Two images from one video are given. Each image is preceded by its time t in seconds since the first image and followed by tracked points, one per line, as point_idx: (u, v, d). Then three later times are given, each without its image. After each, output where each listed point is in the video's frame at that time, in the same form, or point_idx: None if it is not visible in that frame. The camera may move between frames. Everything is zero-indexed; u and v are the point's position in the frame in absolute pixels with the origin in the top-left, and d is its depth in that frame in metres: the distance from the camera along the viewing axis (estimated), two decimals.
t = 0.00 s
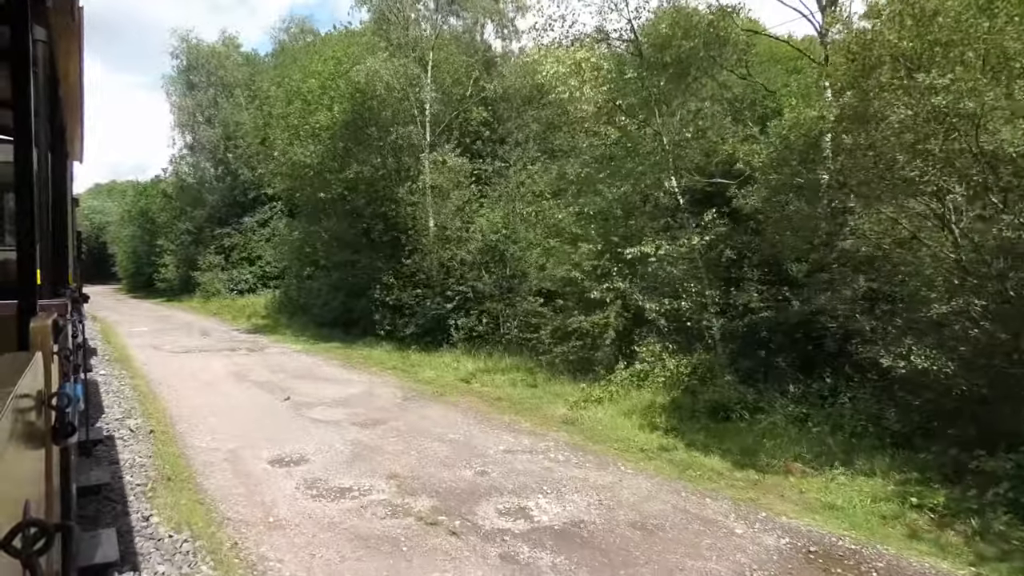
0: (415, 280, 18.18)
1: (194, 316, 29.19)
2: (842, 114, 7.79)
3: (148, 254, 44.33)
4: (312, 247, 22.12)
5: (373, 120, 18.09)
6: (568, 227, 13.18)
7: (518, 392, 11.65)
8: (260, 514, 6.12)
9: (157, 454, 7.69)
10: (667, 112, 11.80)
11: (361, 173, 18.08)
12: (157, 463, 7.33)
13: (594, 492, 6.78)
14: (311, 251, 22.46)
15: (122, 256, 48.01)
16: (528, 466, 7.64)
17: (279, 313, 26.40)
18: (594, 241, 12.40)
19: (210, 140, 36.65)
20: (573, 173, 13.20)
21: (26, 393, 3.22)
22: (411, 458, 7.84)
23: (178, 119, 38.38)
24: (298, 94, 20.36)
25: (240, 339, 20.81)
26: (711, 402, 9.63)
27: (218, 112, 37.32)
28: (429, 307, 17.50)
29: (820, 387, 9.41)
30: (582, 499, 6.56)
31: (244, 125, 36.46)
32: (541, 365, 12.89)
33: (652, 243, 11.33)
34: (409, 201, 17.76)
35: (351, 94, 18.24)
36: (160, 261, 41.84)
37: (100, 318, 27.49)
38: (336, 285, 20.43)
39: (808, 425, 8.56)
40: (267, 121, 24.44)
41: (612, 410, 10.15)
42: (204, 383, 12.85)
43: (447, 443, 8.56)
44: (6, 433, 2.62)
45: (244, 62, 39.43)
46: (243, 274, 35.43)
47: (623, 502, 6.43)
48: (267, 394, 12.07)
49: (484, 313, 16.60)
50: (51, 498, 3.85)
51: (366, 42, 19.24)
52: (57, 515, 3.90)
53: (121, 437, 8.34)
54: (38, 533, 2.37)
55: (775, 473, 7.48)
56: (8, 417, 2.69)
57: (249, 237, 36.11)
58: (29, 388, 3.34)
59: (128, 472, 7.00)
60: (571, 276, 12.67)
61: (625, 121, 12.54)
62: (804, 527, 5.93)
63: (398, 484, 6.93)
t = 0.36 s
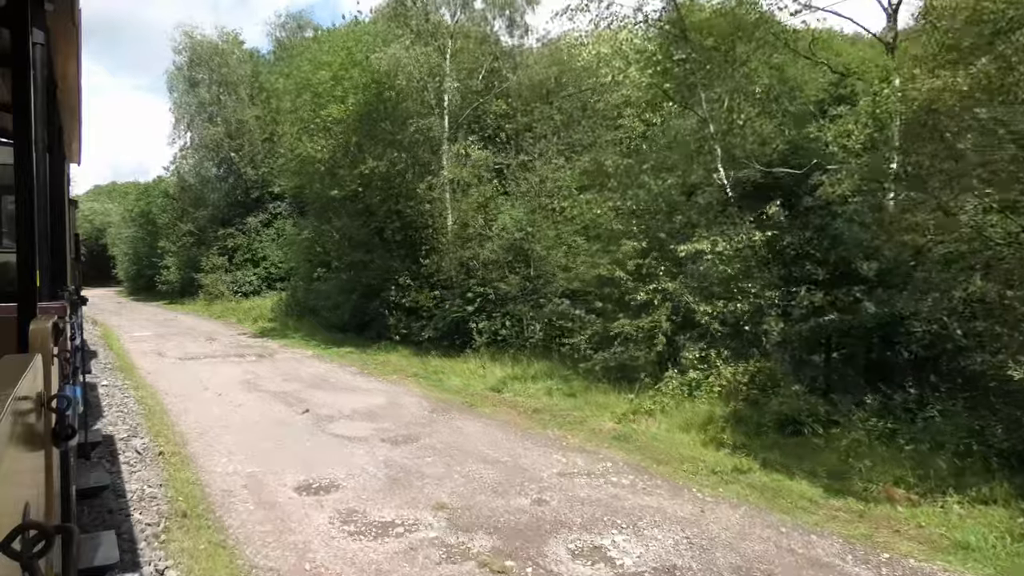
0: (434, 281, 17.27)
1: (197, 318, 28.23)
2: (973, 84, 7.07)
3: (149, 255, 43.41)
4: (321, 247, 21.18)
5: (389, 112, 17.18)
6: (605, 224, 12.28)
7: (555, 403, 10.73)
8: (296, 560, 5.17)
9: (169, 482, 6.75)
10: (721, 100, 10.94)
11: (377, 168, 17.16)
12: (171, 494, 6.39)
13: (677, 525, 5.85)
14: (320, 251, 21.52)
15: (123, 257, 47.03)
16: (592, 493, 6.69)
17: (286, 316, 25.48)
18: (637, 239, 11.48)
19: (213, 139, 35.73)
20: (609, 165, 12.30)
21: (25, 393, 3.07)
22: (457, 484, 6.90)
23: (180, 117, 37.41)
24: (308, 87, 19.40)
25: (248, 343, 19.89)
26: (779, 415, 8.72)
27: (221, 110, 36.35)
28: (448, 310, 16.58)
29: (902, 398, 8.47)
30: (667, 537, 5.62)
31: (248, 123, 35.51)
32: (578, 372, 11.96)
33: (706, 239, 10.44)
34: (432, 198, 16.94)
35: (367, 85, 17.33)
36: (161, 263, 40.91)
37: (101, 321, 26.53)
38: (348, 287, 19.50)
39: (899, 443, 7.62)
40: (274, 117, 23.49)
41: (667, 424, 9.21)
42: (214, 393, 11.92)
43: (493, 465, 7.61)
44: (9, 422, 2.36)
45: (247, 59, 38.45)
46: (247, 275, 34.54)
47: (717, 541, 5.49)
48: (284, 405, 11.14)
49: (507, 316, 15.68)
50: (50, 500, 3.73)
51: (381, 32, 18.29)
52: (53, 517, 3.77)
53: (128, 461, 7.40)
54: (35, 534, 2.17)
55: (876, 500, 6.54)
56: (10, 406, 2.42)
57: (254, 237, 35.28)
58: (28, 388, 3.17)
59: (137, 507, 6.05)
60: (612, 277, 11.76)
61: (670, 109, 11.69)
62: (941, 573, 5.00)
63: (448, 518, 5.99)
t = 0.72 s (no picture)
0: (454, 281, 16.34)
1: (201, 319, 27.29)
2: None
3: (151, 253, 42.47)
4: (331, 246, 20.20)
5: (410, 102, 16.24)
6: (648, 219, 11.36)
7: (600, 416, 9.79)
8: None
9: (185, 517, 5.81)
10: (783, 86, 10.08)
11: (395, 162, 16.22)
12: (187, 534, 5.46)
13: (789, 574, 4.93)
14: (330, 250, 20.54)
15: (124, 257, 46.16)
16: (674, 530, 5.77)
17: (293, 317, 24.54)
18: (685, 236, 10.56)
19: (217, 134, 34.79)
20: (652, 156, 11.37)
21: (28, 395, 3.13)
22: (514, 518, 5.97)
23: (183, 112, 36.48)
24: (319, 78, 18.44)
25: (256, 346, 18.95)
26: (862, 433, 7.79)
27: (225, 104, 35.43)
28: (470, 312, 15.67)
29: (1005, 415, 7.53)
30: None
31: (253, 118, 34.58)
32: (619, 382, 11.05)
33: (766, 234, 9.52)
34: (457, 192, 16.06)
35: (385, 74, 16.40)
36: (163, 261, 39.99)
37: (101, 322, 25.58)
38: (361, 288, 18.56)
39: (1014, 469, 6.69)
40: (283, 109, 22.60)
41: (733, 442, 8.28)
42: (227, 403, 10.98)
43: (550, 492, 6.69)
44: (11, 430, 2.34)
45: (252, 52, 37.55)
46: (252, 275, 33.63)
47: None
48: (302, 416, 10.21)
49: (535, 318, 14.86)
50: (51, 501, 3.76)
51: (399, 19, 17.42)
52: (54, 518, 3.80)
53: (136, 489, 6.47)
54: (38, 534, 2.19)
55: (1005, 539, 5.62)
56: (12, 414, 2.40)
57: (260, 236, 34.30)
58: (30, 390, 3.23)
59: (149, 552, 5.12)
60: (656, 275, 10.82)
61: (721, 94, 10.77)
62: None
63: (515, 563, 5.07)
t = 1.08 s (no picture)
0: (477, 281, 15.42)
1: (205, 322, 26.36)
2: None
3: (153, 253, 41.51)
4: (341, 245, 19.23)
5: (429, 92, 15.29)
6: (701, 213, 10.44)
7: (654, 430, 8.88)
8: None
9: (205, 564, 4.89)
10: (861, 68, 9.15)
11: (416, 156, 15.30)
12: None
13: None
14: (340, 249, 19.54)
15: (125, 258, 45.28)
16: None
17: (302, 319, 23.59)
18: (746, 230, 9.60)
19: (221, 130, 33.84)
20: (702, 144, 10.45)
21: (27, 395, 3.29)
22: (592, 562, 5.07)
23: (185, 109, 35.58)
24: (330, 67, 17.47)
25: (265, 350, 18.05)
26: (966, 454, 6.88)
27: (229, 100, 34.52)
28: (494, 314, 14.72)
29: None
30: None
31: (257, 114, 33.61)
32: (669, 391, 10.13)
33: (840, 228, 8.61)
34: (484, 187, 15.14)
35: (404, 62, 15.46)
36: (165, 262, 39.12)
37: (102, 325, 24.67)
38: (376, 289, 17.63)
39: None
40: (291, 101, 21.70)
41: (815, 462, 7.36)
42: (241, 416, 10.03)
43: (626, 527, 5.77)
44: (10, 432, 2.42)
45: (255, 47, 36.64)
46: (257, 275, 32.68)
47: None
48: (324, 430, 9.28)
49: (566, 321, 14.00)
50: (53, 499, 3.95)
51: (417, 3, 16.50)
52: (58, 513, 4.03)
53: (146, 527, 5.53)
54: (38, 533, 2.20)
55: None
56: (11, 416, 2.48)
57: (265, 236, 33.41)
58: (29, 387, 3.38)
59: None
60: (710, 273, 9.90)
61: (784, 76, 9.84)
62: None
63: None
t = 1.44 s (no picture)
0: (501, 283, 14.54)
1: (208, 324, 25.46)
2: None
3: (154, 254, 40.61)
4: (353, 245, 18.31)
5: (452, 79, 14.51)
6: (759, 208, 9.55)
7: (718, 449, 7.98)
8: None
9: None
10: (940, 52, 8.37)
11: (438, 148, 14.45)
12: None
13: None
14: (351, 249, 18.63)
15: (126, 258, 44.37)
16: None
17: (310, 322, 22.66)
18: (812, 225, 8.71)
19: (224, 127, 32.97)
20: (760, 132, 9.58)
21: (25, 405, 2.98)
22: None
23: (186, 103, 34.54)
24: (342, 56, 16.59)
25: (275, 356, 17.14)
26: None
27: (231, 95, 33.46)
28: (521, 318, 13.82)
29: None
30: None
31: (261, 110, 32.75)
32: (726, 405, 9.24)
33: (928, 219, 7.73)
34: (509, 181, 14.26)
35: (425, 48, 14.65)
36: (167, 262, 38.23)
37: (102, 328, 23.75)
38: (391, 291, 16.74)
39: None
40: (299, 93, 20.75)
41: (916, 490, 6.45)
42: (257, 432, 9.10)
43: None
44: (7, 427, 2.24)
45: (258, 40, 35.53)
46: (261, 276, 31.76)
47: None
48: (350, 448, 8.33)
49: (599, 322, 13.14)
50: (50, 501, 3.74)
51: None
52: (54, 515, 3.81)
53: None
54: (36, 535, 2.13)
55: None
56: (9, 411, 2.31)
57: (269, 235, 32.55)
58: (28, 388, 3.23)
59: None
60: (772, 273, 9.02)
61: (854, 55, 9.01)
62: None
63: None
